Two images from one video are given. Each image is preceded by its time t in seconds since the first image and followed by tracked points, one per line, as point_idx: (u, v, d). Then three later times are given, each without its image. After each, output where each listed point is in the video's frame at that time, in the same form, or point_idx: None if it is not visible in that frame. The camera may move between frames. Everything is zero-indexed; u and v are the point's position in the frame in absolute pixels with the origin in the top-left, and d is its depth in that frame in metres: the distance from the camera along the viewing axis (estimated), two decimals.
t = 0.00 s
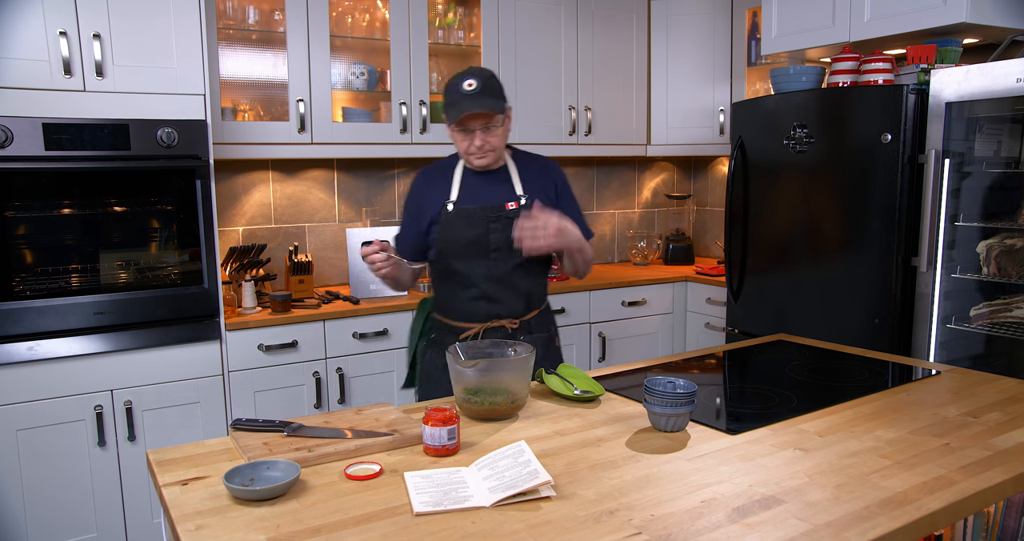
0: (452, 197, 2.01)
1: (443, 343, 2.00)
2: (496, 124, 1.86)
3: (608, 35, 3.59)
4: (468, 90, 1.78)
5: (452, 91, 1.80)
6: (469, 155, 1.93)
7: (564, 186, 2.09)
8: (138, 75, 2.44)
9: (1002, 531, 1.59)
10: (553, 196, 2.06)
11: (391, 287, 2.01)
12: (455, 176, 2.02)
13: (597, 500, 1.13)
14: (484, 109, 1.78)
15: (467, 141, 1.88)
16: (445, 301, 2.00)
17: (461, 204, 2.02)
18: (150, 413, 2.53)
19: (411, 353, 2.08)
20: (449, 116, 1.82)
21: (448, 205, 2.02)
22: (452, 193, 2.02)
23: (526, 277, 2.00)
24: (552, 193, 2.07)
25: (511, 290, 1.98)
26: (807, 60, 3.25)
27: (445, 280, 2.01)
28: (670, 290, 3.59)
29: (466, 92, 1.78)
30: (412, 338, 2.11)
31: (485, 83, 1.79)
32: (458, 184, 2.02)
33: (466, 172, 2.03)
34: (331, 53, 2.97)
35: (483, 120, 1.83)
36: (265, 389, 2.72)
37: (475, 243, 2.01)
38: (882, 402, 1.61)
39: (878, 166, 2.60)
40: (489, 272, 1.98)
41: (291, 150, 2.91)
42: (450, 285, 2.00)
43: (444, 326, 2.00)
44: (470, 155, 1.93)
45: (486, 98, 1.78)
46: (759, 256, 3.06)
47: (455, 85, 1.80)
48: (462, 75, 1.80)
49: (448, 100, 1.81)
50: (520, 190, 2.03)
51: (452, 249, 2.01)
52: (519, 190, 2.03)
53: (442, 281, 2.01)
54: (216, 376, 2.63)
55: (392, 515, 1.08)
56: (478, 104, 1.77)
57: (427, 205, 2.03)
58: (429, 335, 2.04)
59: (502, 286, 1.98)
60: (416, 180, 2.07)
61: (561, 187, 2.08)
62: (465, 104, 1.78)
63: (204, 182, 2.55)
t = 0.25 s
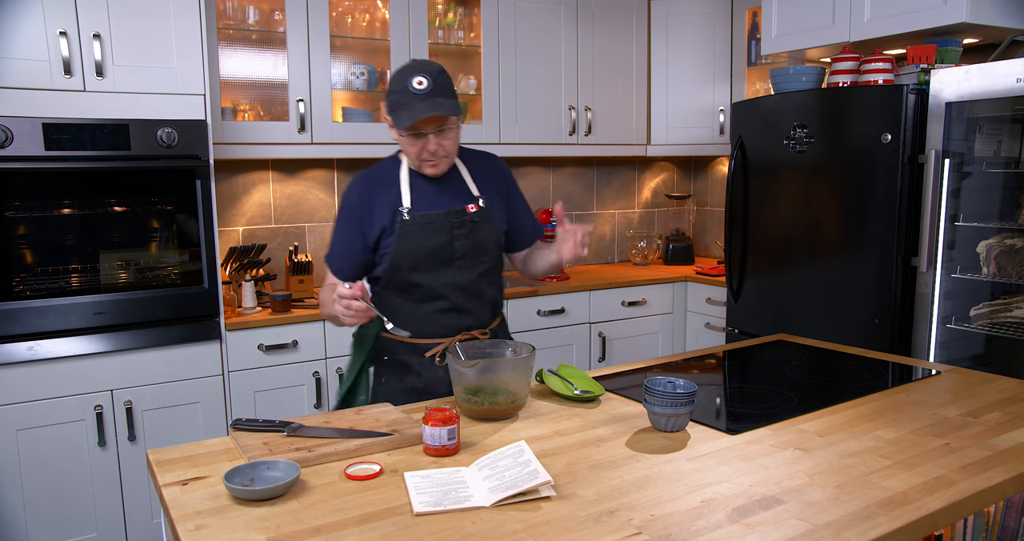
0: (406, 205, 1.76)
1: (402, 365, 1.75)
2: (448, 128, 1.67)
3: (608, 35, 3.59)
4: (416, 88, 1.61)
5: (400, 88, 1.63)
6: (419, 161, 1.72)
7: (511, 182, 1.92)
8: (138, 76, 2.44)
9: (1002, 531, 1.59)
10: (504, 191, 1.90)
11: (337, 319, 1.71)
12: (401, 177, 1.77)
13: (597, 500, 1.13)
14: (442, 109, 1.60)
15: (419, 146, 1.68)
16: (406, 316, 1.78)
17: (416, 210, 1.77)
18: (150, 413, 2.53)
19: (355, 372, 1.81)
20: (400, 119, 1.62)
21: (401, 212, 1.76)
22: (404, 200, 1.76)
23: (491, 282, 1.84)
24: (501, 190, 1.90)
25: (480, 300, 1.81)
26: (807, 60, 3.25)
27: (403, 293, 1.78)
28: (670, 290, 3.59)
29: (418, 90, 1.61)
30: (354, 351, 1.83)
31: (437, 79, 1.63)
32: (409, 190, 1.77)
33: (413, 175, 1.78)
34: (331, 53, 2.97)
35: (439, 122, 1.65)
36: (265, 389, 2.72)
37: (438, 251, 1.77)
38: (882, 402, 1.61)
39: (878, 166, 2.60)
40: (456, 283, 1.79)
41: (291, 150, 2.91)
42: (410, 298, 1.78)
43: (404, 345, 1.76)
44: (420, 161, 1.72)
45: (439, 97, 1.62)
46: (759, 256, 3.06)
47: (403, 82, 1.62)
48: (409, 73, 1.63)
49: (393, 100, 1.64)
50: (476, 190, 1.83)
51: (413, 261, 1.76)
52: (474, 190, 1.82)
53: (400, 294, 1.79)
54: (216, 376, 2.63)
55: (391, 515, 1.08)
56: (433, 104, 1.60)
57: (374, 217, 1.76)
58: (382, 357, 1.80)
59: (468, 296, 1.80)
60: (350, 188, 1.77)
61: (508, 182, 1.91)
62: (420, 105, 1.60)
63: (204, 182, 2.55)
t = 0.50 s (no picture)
0: (384, 203, 1.65)
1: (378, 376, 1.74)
2: (431, 127, 1.54)
3: (608, 35, 3.59)
4: (398, 80, 1.49)
5: (380, 80, 1.50)
6: (397, 160, 1.60)
7: (488, 175, 1.85)
8: (138, 76, 2.44)
9: (1002, 531, 1.59)
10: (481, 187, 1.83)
11: (323, 338, 1.51)
12: (377, 173, 1.67)
13: (597, 500, 1.13)
14: (427, 104, 1.47)
15: (398, 143, 1.54)
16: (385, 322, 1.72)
17: (395, 210, 1.67)
18: (150, 413, 2.53)
19: (324, 376, 1.78)
20: (379, 114, 1.49)
21: (377, 211, 1.66)
22: (382, 198, 1.66)
23: (472, 282, 1.79)
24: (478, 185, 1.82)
25: (462, 304, 1.77)
26: (807, 60, 3.25)
27: (381, 298, 1.71)
28: (670, 290, 3.59)
29: (399, 83, 1.48)
30: (324, 355, 1.80)
31: (420, 71, 1.51)
32: (384, 187, 1.66)
33: (387, 173, 1.68)
34: (331, 53, 2.97)
35: (422, 119, 1.51)
36: (265, 389, 2.72)
37: (419, 254, 1.70)
38: (882, 402, 1.61)
39: (878, 166, 2.60)
40: (438, 285, 1.73)
41: (291, 150, 2.91)
42: (389, 303, 1.71)
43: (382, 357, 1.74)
44: (398, 160, 1.60)
45: (423, 91, 1.50)
46: (758, 256, 3.06)
47: (384, 72, 1.50)
48: (390, 64, 1.51)
49: (371, 91, 1.51)
50: (455, 187, 1.75)
51: (392, 265, 1.68)
52: (453, 187, 1.75)
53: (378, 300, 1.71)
54: (216, 376, 2.63)
55: (391, 516, 1.08)
56: (417, 98, 1.48)
57: (348, 215, 1.64)
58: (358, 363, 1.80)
59: (450, 299, 1.75)
60: (318, 183, 1.63)
61: (485, 175, 1.84)
62: (402, 99, 1.48)
63: (204, 182, 2.55)
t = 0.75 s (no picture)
0: (384, 203, 1.65)
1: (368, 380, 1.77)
2: (439, 131, 1.52)
3: (608, 35, 3.59)
4: (409, 81, 1.47)
5: (391, 78, 1.48)
6: (402, 159, 1.58)
7: (495, 178, 1.79)
8: (138, 76, 2.44)
9: (1002, 531, 1.59)
10: (481, 190, 1.78)
11: (319, 336, 1.47)
12: (382, 173, 1.66)
13: (597, 500, 1.13)
14: (438, 108, 1.46)
15: (405, 143, 1.53)
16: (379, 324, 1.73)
17: (396, 210, 1.67)
18: (150, 413, 2.53)
19: (325, 382, 1.85)
20: (388, 113, 1.47)
21: (377, 210, 1.65)
22: (382, 197, 1.66)
23: (470, 289, 1.79)
24: (482, 189, 1.78)
25: (458, 310, 1.78)
26: (807, 60, 3.26)
27: (377, 299, 1.71)
28: (670, 290, 3.59)
29: (410, 83, 1.47)
30: (323, 360, 1.86)
31: (432, 71, 1.50)
32: (386, 186, 1.66)
33: (392, 172, 1.68)
34: (331, 53, 2.97)
35: (430, 121, 1.49)
36: (265, 389, 2.72)
37: (418, 258, 1.69)
38: (882, 402, 1.61)
39: (878, 166, 2.60)
40: (435, 291, 1.73)
41: (291, 150, 2.91)
42: (384, 306, 1.72)
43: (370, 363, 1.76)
44: (403, 159, 1.59)
45: (434, 94, 1.48)
46: (758, 256, 3.06)
47: (395, 70, 1.48)
48: (402, 62, 1.48)
49: (380, 90, 1.49)
50: (459, 192, 1.73)
51: (389, 267, 1.68)
52: (457, 191, 1.72)
53: (374, 301, 1.71)
54: (216, 376, 2.63)
55: (391, 516, 1.08)
56: (427, 100, 1.46)
57: (347, 210, 1.63)
58: (349, 367, 1.82)
59: (446, 304, 1.76)
60: (320, 176, 1.63)
61: (491, 178, 1.79)
62: (412, 100, 1.46)
63: (204, 182, 2.55)
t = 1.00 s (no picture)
0: (389, 204, 1.64)
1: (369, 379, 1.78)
2: (448, 134, 1.52)
3: (608, 35, 3.59)
4: (421, 83, 1.46)
5: (402, 80, 1.47)
6: (409, 160, 1.58)
7: (505, 180, 1.76)
8: (138, 76, 2.44)
9: (1002, 531, 1.59)
10: (488, 193, 1.75)
11: (325, 338, 1.47)
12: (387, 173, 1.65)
13: (597, 500, 1.13)
14: (447, 111, 1.45)
15: (412, 145, 1.52)
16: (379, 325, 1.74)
17: (400, 212, 1.66)
18: (150, 413, 2.53)
19: (323, 377, 1.83)
20: (396, 114, 1.47)
21: (382, 211, 1.65)
22: (388, 198, 1.65)
23: (474, 295, 1.79)
24: (490, 191, 1.75)
25: (461, 314, 1.78)
26: (807, 60, 3.26)
27: (378, 301, 1.72)
28: (670, 290, 3.59)
29: (421, 85, 1.46)
30: (323, 355, 1.84)
31: (444, 74, 1.49)
32: (392, 186, 1.65)
33: (398, 173, 1.66)
34: (331, 53, 2.97)
35: (439, 125, 1.49)
36: (265, 389, 2.72)
37: (420, 262, 1.69)
38: (882, 402, 1.61)
39: (878, 166, 2.60)
40: (437, 295, 1.73)
41: (291, 150, 2.91)
42: (385, 307, 1.73)
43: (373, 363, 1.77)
44: (410, 160, 1.58)
45: (444, 97, 1.47)
46: (758, 256, 3.06)
47: (406, 71, 1.47)
48: (414, 63, 1.48)
49: (390, 90, 1.48)
50: (467, 195, 1.71)
51: (391, 269, 1.68)
52: (465, 195, 1.70)
53: (375, 302, 1.72)
54: (216, 376, 2.63)
55: (391, 515, 1.08)
56: (436, 103, 1.45)
57: (352, 209, 1.63)
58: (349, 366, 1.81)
59: (448, 308, 1.76)
60: (326, 174, 1.63)
61: (500, 180, 1.76)
62: (422, 102, 1.45)
63: (204, 182, 2.55)
